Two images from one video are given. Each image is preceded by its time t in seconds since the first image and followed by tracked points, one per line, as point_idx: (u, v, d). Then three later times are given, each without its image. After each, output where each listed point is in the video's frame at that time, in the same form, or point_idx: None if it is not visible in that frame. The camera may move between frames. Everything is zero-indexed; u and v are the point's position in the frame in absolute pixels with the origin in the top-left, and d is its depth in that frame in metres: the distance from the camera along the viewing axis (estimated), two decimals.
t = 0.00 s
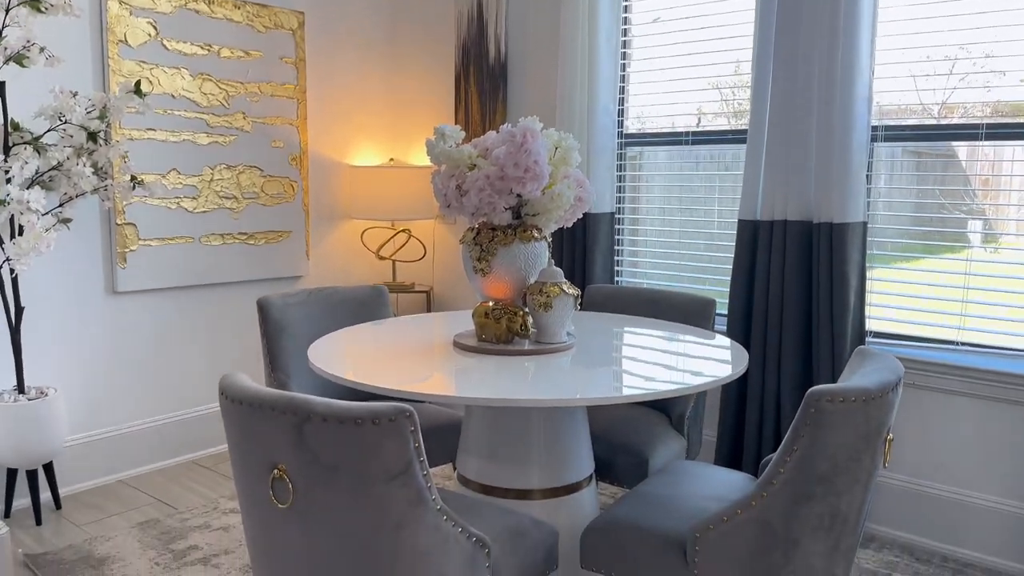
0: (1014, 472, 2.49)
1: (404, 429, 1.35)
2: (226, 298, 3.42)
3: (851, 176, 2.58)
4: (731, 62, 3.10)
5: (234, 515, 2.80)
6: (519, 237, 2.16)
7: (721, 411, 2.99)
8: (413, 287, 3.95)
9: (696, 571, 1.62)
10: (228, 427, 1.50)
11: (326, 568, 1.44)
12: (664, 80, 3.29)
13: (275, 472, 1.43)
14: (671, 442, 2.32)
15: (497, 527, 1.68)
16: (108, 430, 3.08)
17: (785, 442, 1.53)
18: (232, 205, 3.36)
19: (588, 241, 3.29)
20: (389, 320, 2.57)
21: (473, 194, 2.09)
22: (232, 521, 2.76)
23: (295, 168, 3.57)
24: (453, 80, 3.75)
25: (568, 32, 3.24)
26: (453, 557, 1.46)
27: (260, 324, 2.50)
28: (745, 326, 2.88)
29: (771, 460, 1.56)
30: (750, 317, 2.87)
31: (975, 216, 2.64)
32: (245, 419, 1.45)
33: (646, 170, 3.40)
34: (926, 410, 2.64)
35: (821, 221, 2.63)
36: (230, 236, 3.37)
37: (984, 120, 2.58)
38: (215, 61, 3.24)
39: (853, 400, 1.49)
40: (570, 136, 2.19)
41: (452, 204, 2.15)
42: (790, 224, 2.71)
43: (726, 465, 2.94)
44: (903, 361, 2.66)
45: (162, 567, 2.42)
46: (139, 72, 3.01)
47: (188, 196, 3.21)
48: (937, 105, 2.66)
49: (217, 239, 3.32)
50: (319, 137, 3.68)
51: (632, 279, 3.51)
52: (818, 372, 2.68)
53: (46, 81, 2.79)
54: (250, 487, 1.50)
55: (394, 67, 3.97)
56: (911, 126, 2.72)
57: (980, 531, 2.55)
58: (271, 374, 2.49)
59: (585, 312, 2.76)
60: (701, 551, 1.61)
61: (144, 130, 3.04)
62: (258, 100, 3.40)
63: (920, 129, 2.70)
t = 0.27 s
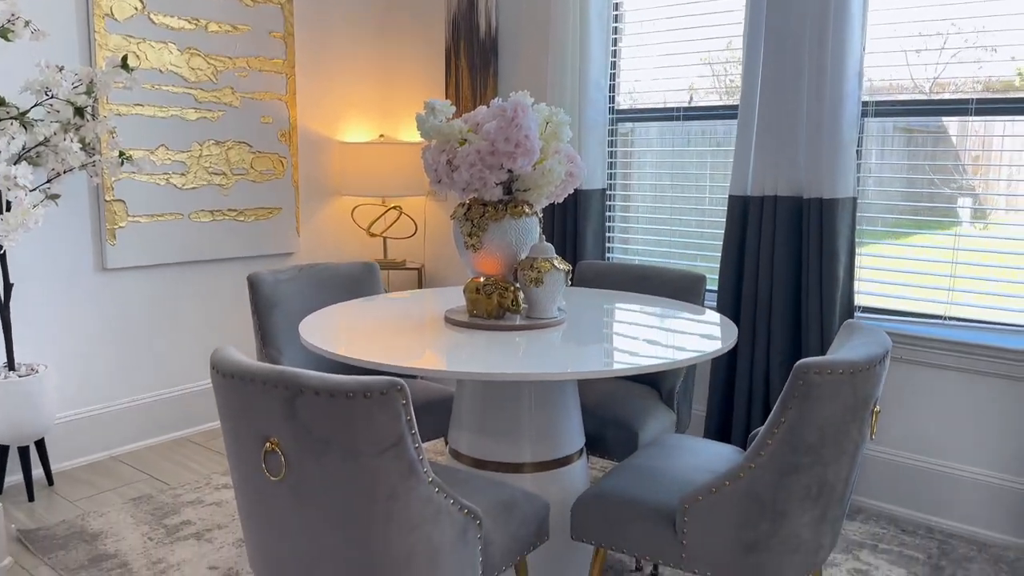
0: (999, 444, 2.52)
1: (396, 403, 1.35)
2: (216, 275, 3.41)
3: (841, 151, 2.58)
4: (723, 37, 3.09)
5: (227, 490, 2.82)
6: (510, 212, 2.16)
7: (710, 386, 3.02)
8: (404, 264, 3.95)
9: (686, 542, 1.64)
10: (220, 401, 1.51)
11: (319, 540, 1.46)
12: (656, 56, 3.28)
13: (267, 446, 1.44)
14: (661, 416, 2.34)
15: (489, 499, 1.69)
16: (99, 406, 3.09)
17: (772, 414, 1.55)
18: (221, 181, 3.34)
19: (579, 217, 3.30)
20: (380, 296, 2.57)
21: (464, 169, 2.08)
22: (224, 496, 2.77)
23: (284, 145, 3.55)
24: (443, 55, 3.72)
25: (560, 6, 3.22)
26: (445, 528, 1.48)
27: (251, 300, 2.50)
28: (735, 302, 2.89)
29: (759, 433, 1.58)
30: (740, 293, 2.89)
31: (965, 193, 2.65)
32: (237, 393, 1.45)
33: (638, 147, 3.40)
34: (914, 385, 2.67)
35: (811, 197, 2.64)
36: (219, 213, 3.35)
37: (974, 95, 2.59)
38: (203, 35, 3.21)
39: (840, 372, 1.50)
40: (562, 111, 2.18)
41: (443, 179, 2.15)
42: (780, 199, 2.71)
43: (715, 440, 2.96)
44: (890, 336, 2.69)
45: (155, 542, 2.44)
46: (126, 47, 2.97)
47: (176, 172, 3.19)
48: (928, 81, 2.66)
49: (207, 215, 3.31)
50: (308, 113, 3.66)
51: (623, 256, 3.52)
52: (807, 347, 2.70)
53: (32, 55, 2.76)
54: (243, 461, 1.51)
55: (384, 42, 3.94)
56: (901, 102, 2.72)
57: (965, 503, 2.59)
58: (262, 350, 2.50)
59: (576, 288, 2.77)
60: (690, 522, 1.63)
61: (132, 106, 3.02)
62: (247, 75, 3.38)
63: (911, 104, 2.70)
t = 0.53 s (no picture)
0: (978, 418, 2.56)
1: (382, 378, 1.35)
2: (200, 253, 3.39)
3: (825, 128, 2.59)
4: (709, 13, 3.08)
5: (212, 468, 2.82)
6: (496, 189, 2.15)
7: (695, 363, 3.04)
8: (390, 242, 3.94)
9: (670, 514, 1.67)
10: (205, 378, 1.50)
11: (306, 514, 1.46)
12: (642, 32, 3.27)
13: (253, 422, 1.44)
14: (646, 392, 2.36)
15: (475, 474, 1.70)
16: (82, 385, 3.07)
17: (756, 388, 1.56)
18: (203, 158, 3.31)
19: (564, 195, 3.29)
20: (365, 274, 2.57)
21: (449, 145, 2.08)
22: (210, 474, 2.77)
23: (267, 121, 3.52)
24: (428, 31, 3.69)
25: None
26: (431, 503, 1.49)
27: (234, 278, 2.49)
28: (719, 278, 2.91)
29: (742, 407, 1.59)
30: (724, 270, 2.91)
31: (947, 172, 2.66)
32: (221, 369, 1.44)
33: (624, 124, 3.39)
34: (895, 360, 2.70)
35: (795, 174, 2.65)
36: (202, 190, 3.32)
37: (957, 72, 2.60)
38: (183, 10, 3.16)
39: (822, 346, 1.52)
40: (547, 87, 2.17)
41: (428, 156, 2.14)
42: (765, 177, 2.73)
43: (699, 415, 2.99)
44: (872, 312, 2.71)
45: (141, 520, 2.44)
46: (105, 21, 2.93)
47: (158, 149, 3.16)
48: (913, 59, 2.67)
49: (189, 192, 3.28)
50: (291, 90, 3.62)
51: (608, 234, 3.52)
52: (790, 323, 2.72)
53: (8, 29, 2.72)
54: (228, 437, 1.51)
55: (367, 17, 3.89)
56: (886, 79, 2.73)
57: (944, 476, 2.64)
58: (247, 328, 2.49)
59: (562, 266, 2.78)
60: (673, 495, 1.65)
61: (111, 81, 2.98)
62: (229, 51, 3.34)
63: (895, 81, 2.71)
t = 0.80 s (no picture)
0: (950, 391, 2.61)
1: (361, 355, 1.35)
2: (174, 231, 3.35)
3: (802, 105, 2.60)
4: None
5: (190, 448, 2.80)
6: (474, 165, 2.14)
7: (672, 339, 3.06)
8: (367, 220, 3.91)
9: (647, 486, 1.69)
10: (182, 355, 1.49)
11: (286, 491, 1.46)
12: (620, 8, 3.25)
13: (231, 399, 1.43)
14: (624, 368, 2.38)
15: (456, 450, 1.71)
16: (56, 365, 3.04)
17: (732, 362, 1.58)
18: (176, 135, 3.26)
19: (543, 172, 3.29)
20: (341, 251, 2.55)
21: (427, 121, 2.06)
22: (188, 453, 2.76)
23: (241, 98, 3.47)
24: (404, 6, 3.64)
25: None
26: (412, 478, 1.49)
27: (210, 256, 2.46)
28: (697, 254, 2.93)
29: (718, 380, 1.61)
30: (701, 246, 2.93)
31: (921, 154, 2.69)
32: (198, 346, 1.43)
33: (602, 100, 3.39)
34: (869, 335, 2.74)
35: (772, 150, 2.67)
36: (175, 167, 3.28)
37: (932, 49, 2.61)
38: None
39: (797, 320, 1.53)
40: (525, 62, 2.16)
41: (405, 132, 2.12)
42: (742, 153, 2.74)
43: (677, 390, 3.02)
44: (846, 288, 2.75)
45: (119, 499, 2.43)
46: None
47: (130, 126, 3.11)
48: (888, 36, 2.68)
49: (163, 169, 3.23)
50: (265, 65, 3.57)
51: (587, 211, 3.53)
52: (766, 299, 2.75)
53: None
54: (207, 414, 1.50)
55: None
56: (862, 56, 2.74)
57: (915, 448, 2.69)
58: (223, 307, 2.46)
59: (540, 243, 2.78)
60: (651, 467, 1.67)
61: (81, 56, 2.93)
62: (201, 25, 3.28)
63: (871, 58, 2.73)
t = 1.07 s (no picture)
0: (914, 364, 2.66)
1: (336, 331, 1.34)
2: (141, 209, 3.30)
3: (772, 82, 2.62)
4: None
5: (161, 428, 2.78)
6: (447, 141, 2.13)
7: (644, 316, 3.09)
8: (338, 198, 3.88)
9: (621, 459, 1.71)
10: (152, 333, 1.47)
11: (261, 468, 1.46)
12: None
13: (204, 377, 1.41)
14: (597, 344, 2.39)
15: (431, 426, 1.72)
16: (22, 346, 2.99)
17: (703, 336, 1.60)
18: (141, 111, 3.20)
19: (515, 149, 3.28)
20: (311, 229, 2.53)
21: (399, 96, 2.04)
22: (159, 434, 2.73)
23: (208, 73, 3.40)
24: None
25: None
26: (388, 454, 1.50)
27: (178, 234, 2.43)
28: (669, 232, 2.94)
29: (690, 354, 1.63)
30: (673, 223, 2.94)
31: (887, 131, 2.73)
32: (169, 324, 1.41)
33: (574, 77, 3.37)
34: (836, 310, 2.78)
35: (743, 127, 2.69)
36: (141, 144, 3.21)
37: (900, 27, 2.64)
38: None
39: (768, 294, 1.55)
40: (498, 37, 2.15)
41: (377, 107, 2.10)
42: (713, 130, 2.75)
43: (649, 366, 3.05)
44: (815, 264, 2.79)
45: (89, 480, 2.40)
46: None
47: (94, 102, 3.04)
48: (857, 14, 2.70)
49: (128, 146, 3.17)
50: (232, 40, 3.51)
51: (559, 189, 3.53)
52: (737, 275, 2.78)
53: None
54: (179, 392, 1.49)
55: None
56: (830, 33, 2.76)
57: (881, 421, 2.75)
58: (193, 285, 2.44)
59: (513, 220, 2.77)
60: (624, 441, 1.69)
61: (41, 29, 2.85)
62: None
63: (839, 35, 2.75)
